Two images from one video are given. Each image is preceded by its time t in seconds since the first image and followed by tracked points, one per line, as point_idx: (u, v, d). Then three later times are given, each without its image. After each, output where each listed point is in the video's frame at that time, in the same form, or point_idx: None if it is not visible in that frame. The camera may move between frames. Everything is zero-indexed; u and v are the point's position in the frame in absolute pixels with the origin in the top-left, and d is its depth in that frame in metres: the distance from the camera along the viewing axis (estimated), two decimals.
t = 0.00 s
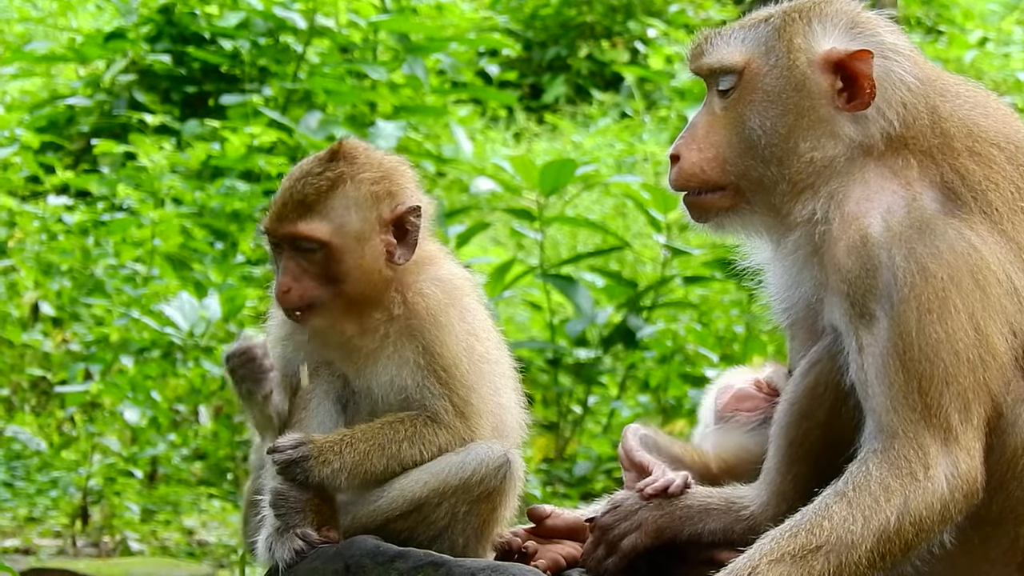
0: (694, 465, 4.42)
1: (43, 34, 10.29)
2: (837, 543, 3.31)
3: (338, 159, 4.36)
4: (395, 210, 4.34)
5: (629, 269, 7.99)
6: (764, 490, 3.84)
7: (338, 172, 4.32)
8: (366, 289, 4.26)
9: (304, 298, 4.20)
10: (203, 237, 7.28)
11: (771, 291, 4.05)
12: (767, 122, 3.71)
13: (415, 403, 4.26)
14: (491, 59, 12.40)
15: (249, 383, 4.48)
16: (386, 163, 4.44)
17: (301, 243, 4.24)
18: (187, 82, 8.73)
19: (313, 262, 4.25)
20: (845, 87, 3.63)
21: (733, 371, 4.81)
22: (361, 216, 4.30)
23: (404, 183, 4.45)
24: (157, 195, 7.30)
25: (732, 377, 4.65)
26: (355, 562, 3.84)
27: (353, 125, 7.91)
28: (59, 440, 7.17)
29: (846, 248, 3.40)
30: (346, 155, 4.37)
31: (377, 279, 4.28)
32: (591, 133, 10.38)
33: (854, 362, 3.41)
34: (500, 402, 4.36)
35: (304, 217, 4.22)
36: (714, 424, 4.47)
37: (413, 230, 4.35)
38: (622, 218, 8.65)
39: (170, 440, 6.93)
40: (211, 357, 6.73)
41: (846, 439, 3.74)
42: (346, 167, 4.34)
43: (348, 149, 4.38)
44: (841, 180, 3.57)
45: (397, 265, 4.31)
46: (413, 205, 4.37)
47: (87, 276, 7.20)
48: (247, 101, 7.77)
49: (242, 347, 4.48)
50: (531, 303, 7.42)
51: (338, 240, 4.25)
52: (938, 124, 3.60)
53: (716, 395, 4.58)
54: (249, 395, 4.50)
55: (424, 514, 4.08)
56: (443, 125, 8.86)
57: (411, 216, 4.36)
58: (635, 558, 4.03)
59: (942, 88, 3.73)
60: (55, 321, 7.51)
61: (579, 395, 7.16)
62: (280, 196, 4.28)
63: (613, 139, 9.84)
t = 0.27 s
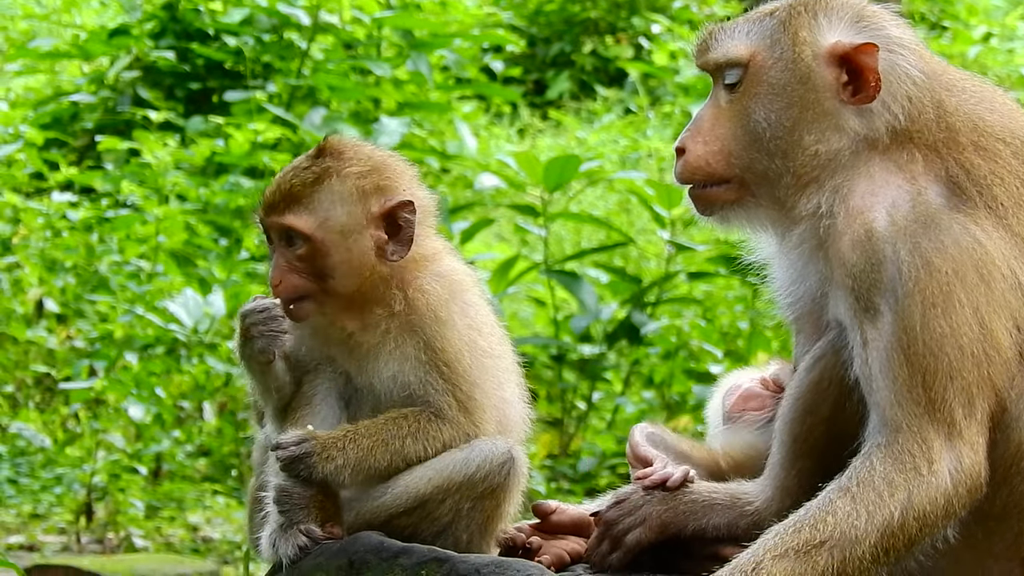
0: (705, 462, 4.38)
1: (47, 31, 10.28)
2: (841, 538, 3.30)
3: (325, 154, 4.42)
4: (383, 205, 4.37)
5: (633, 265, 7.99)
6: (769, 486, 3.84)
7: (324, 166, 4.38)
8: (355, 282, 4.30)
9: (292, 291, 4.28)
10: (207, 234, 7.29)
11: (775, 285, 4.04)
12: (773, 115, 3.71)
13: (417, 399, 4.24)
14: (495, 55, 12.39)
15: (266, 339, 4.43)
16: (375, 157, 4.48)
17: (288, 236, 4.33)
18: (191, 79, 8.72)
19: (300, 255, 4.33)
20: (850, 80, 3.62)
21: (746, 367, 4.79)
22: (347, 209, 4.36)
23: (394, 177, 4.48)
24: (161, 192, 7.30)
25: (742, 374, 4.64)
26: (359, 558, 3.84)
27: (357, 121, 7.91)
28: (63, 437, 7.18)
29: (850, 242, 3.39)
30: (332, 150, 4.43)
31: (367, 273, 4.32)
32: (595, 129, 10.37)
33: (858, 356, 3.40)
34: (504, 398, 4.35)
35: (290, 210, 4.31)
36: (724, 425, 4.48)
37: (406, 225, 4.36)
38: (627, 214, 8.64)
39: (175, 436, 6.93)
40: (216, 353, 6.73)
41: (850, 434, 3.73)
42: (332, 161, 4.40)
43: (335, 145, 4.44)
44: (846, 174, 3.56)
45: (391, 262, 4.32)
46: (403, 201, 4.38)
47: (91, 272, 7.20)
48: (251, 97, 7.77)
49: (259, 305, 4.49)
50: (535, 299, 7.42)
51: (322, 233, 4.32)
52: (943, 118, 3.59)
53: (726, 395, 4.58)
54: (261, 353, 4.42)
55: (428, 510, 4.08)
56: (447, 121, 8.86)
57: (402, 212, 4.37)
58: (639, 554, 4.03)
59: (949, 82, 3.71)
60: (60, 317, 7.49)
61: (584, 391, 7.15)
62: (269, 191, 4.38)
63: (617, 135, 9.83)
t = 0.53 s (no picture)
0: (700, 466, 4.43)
1: (51, 29, 10.29)
2: (847, 535, 3.30)
3: (318, 151, 4.44)
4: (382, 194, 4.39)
5: (637, 262, 7.99)
6: (775, 484, 3.84)
7: (317, 161, 4.39)
8: (360, 274, 4.30)
9: (299, 287, 4.30)
10: (211, 232, 7.31)
11: (783, 281, 4.03)
12: (783, 110, 3.71)
13: (423, 398, 4.24)
14: (499, 53, 12.38)
15: (285, 341, 4.62)
16: (367, 148, 4.49)
17: (289, 230, 4.33)
18: (195, 77, 8.72)
19: (302, 249, 4.33)
20: (861, 77, 3.61)
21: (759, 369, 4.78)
22: (346, 200, 4.36)
23: (389, 167, 4.49)
24: (165, 190, 7.30)
25: (756, 377, 4.63)
26: (364, 556, 3.84)
27: (360, 119, 7.91)
28: (67, 435, 7.18)
29: (858, 238, 3.39)
30: (323, 147, 4.45)
31: (371, 262, 4.32)
32: (599, 127, 10.36)
33: (865, 353, 3.40)
34: (510, 396, 4.35)
35: (289, 204, 4.31)
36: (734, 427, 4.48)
37: (407, 211, 4.38)
38: (631, 211, 8.63)
39: (179, 434, 6.93)
40: (220, 351, 6.74)
41: (855, 432, 3.73)
42: (325, 155, 4.41)
43: (326, 142, 4.46)
44: (855, 170, 3.56)
45: (396, 248, 4.35)
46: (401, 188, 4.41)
47: (95, 271, 7.21)
48: (255, 95, 7.77)
49: (285, 312, 4.73)
50: (539, 296, 7.42)
51: (322, 225, 4.32)
52: (953, 116, 3.58)
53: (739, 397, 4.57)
54: (279, 351, 4.61)
55: (433, 509, 4.07)
56: (450, 119, 8.85)
57: (402, 199, 4.39)
58: (644, 550, 4.05)
59: (959, 81, 3.70)
60: (63, 315, 7.48)
61: (589, 388, 7.16)
62: (268, 191, 4.39)
63: (621, 132, 9.83)
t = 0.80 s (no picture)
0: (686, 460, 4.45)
1: (54, 32, 10.30)
2: (850, 537, 3.29)
3: (306, 170, 4.35)
4: (376, 211, 4.34)
5: (640, 265, 7.98)
6: (777, 486, 3.83)
7: (306, 183, 4.31)
8: (360, 293, 4.27)
9: (302, 309, 4.29)
10: (214, 235, 7.30)
11: (786, 283, 4.02)
12: (786, 112, 3.70)
13: (424, 402, 4.24)
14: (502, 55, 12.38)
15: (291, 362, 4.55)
16: (354, 161, 4.41)
17: (285, 257, 4.28)
18: (197, 80, 8.72)
19: (300, 272, 4.30)
20: (864, 78, 3.61)
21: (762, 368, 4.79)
22: (339, 221, 4.31)
23: (379, 179, 4.42)
24: (167, 193, 7.30)
25: (759, 374, 4.65)
26: (367, 559, 3.83)
27: (363, 122, 7.92)
28: (70, 438, 7.18)
29: (860, 240, 3.38)
30: (312, 164, 4.35)
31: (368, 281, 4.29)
32: (602, 129, 10.36)
33: (868, 355, 3.39)
34: (512, 399, 4.34)
35: (283, 233, 4.25)
36: (731, 420, 4.49)
37: (401, 225, 4.33)
38: (633, 214, 8.63)
39: (182, 437, 6.93)
40: (223, 354, 6.71)
41: (857, 435, 3.72)
42: (314, 176, 4.33)
43: (314, 158, 4.37)
44: (857, 172, 3.55)
45: (392, 263, 4.32)
46: (393, 202, 4.35)
47: (98, 274, 7.21)
48: (258, 98, 7.77)
49: (294, 333, 4.63)
50: (541, 298, 7.42)
51: (318, 250, 4.27)
52: (955, 117, 3.58)
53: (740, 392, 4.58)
54: (286, 371, 4.56)
55: (435, 512, 4.07)
56: (453, 121, 8.86)
57: (395, 213, 4.34)
58: (648, 552, 4.04)
59: (962, 82, 3.69)
60: (66, 318, 7.48)
61: (591, 391, 7.15)
62: (260, 217, 4.32)
63: (624, 135, 9.82)
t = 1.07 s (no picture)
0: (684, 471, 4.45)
1: (53, 36, 10.30)
2: (849, 540, 3.29)
3: (315, 169, 4.36)
4: (382, 213, 4.34)
5: (640, 267, 7.98)
6: (777, 488, 3.83)
7: (315, 182, 4.32)
8: (363, 295, 4.28)
9: (302, 308, 4.29)
10: (213, 238, 7.29)
11: (786, 285, 4.02)
12: (786, 113, 3.70)
13: (424, 405, 4.24)
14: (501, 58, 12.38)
15: (281, 358, 4.55)
16: (364, 163, 4.42)
17: (289, 256, 4.28)
18: (197, 83, 8.71)
19: (304, 272, 4.30)
20: (864, 81, 3.61)
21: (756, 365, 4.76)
22: (345, 222, 4.32)
23: (387, 183, 4.43)
24: (167, 196, 7.30)
25: (752, 374, 4.61)
26: (366, 562, 3.83)
27: (362, 124, 7.92)
28: (70, 441, 7.18)
29: (860, 242, 3.38)
30: (322, 163, 4.37)
31: (371, 283, 4.29)
32: (601, 132, 10.36)
33: (868, 357, 3.39)
34: (511, 402, 4.34)
35: (288, 231, 4.26)
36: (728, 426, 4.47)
37: (406, 229, 4.33)
38: (633, 216, 8.63)
39: (181, 441, 6.93)
40: (222, 358, 6.68)
41: (856, 437, 3.71)
42: (323, 176, 4.34)
43: (324, 157, 4.38)
44: (857, 174, 3.55)
45: (395, 266, 4.31)
46: (401, 205, 4.35)
47: (97, 277, 7.22)
48: (257, 101, 7.76)
49: (285, 327, 4.64)
50: (541, 301, 7.41)
51: (323, 250, 4.28)
52: (955, 120, 3.58)
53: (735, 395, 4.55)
54: (277, 370, 4.56)
55: (434, 515, 4.06)
56: (452, 124, 8.86)
57: (401, 216, 4.34)
58: (647, 554, 4.04)
59: (962, 85, 3.69)
60: (66, 322, 7.48)
61: (591, 394, 7.15)
62: (267, 214, 4.33)
63: (624, 137, 9.82)
